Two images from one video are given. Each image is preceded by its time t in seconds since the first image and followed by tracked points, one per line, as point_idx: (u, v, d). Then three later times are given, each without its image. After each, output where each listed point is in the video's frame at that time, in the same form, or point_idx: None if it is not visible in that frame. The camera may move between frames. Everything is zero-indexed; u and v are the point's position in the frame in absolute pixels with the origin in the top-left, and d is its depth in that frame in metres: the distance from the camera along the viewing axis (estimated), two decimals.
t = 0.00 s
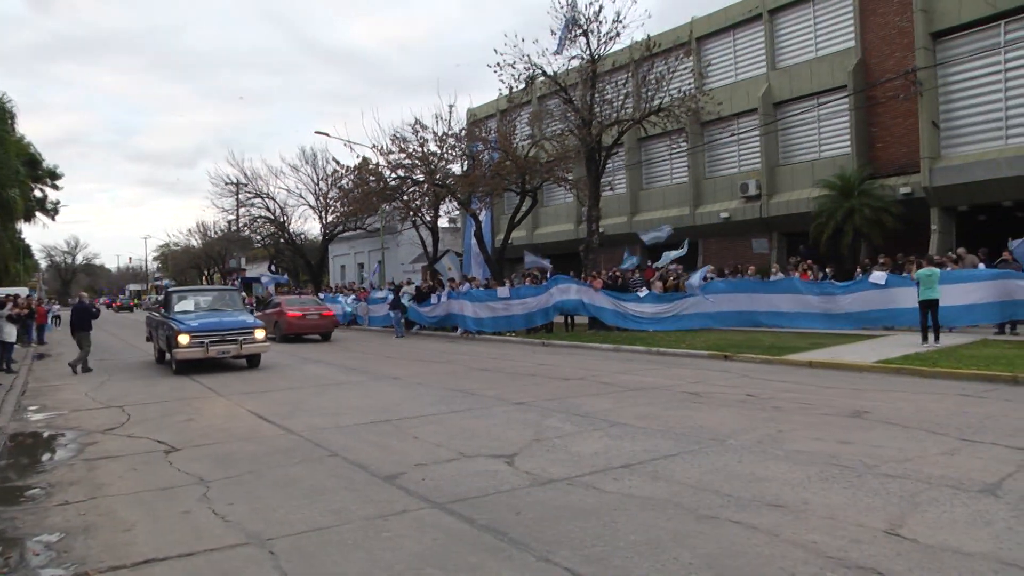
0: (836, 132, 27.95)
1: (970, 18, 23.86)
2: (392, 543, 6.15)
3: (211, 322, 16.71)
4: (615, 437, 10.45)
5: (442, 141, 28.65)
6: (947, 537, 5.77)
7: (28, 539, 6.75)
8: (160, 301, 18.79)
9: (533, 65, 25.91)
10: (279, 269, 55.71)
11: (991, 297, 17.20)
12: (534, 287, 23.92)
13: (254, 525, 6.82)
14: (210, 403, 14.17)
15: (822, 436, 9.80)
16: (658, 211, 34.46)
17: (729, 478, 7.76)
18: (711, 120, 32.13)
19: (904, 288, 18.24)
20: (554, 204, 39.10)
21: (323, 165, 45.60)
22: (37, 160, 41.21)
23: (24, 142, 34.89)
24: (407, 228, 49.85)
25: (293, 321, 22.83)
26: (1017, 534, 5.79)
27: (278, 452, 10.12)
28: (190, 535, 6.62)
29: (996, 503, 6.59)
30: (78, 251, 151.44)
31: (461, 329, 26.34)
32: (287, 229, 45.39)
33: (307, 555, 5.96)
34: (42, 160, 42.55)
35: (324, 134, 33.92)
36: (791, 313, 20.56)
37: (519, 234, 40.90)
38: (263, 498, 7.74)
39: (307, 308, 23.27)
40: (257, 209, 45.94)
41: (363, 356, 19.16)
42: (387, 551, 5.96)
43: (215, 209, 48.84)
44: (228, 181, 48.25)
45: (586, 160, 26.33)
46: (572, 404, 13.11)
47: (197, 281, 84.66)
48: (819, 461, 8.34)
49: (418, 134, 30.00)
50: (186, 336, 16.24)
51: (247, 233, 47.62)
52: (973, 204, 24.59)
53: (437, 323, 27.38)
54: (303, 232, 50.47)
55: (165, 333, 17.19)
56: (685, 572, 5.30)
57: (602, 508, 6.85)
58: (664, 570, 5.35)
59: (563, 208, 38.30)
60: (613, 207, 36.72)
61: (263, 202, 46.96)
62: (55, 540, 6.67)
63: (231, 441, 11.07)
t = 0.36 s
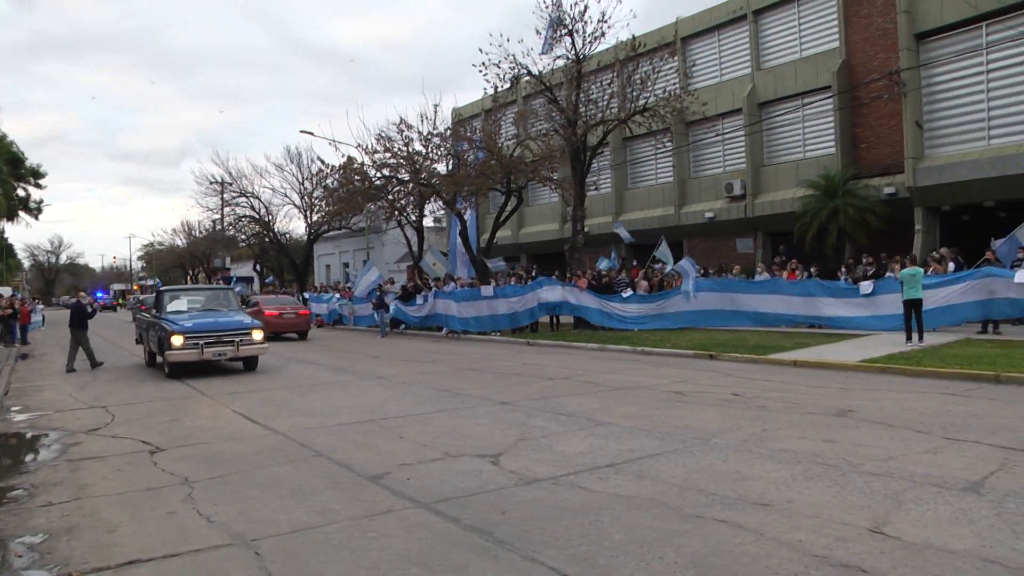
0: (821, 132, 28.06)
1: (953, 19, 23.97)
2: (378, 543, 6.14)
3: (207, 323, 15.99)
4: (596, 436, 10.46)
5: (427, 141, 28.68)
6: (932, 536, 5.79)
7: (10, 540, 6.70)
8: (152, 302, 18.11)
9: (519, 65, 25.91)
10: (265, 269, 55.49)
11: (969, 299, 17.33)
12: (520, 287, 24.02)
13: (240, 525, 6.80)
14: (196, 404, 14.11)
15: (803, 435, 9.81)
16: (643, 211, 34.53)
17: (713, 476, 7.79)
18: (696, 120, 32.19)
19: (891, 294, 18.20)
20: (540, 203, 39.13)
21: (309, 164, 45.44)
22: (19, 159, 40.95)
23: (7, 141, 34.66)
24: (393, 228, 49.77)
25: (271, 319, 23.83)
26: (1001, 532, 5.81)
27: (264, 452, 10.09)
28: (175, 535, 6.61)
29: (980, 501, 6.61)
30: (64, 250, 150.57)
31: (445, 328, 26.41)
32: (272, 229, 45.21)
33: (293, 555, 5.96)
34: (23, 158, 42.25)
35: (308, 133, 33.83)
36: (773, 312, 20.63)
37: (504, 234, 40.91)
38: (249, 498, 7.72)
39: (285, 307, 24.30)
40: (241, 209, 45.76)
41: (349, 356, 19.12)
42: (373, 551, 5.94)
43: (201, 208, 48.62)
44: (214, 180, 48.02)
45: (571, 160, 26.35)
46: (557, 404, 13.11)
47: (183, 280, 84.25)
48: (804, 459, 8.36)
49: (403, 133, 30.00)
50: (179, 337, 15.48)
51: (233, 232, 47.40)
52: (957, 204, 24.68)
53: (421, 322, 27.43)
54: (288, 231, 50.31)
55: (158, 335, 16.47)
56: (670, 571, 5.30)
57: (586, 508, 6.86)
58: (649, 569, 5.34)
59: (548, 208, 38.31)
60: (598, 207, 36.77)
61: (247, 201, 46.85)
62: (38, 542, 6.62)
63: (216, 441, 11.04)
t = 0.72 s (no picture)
0: (819, 132, 28.06)
1: (950, 19, 23.98)
2: (376, 542, 6.14)
3: (216, 325, 15.30)
4: (593, 436, 10.45)
5: (425, 141, 28.69)
6: (929, 536, 5.79)
7: (8, 540, 6.69)
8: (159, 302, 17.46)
9: (516, 65, 25.91)
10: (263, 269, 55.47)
11: (966, 299, 17.35)
12: (518, 287, 24.08)
13: (237, 525, 6.80)
14: (194, 404, 14.10)
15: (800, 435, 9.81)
16: (640, 211, 34.54)
17: (709, 476, 7.80)
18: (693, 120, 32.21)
19: (886, 291, 18.33)
20: (538, 203, 39.14)
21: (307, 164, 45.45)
22: (17, 158, 40.95)
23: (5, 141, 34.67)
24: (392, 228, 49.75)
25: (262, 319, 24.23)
26: (998, 532, 5.81)
27: (261, 451, 10.10)
28: (173, 535, 6.61)
29: (978, 502, 6.61)
30: (63, 249, 150.60)
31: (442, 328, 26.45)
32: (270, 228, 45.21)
33: (291, 555, 5.96)
34: (21, 158, 42.21)
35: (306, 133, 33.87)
36: (771, 312, 20.62)
37: (502, 233, 40.94)
38: (247, 499, 7.72)
39: (274, 307, 24.64)
40: (239, 209, 45.80)
41: (347, 356, 19.11)
42: (371, 551, 5.94)
43: (199, 208, 48.62)
44: (213, 180, 48.03)
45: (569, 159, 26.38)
46: (554, 403, 13.12)
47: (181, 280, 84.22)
48: (801, 459, 8.36)
49: (400, 134, 29.99)
50: (187, 340, 14.80)
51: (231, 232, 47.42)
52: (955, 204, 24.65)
53: (419, 322, 27.45)
54: (285, 231, 50.35)
55: (165, 337, 15.83)
56: (668, 572, 5.29)
57: (583, 508, 6.86)
58: (647, 569, 5.34)
59: (546, 208, 38.31)
60: (595, 206, 36.78)
61: (245, 201, 46.95)
62: (36, 542, 6.62)
63: (214, 441, 11.04)
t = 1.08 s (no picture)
0: (823, 132, 28.05)
1: (954, 20, 23.98)
2: (380, 543, 6.14)
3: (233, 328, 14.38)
4: (597, 434, 10.46)
5: (429, 141, 28.74)
6: (933, 536, 5.79)
7: (12, 540, 6.70)
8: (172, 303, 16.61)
9: (520, 65, 25.92)
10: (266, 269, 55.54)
11: (972, 298, 17.36)
12: (522, 288, 24.20)
13: (241, 525, 6.81)
14: (199, 404, 14.13)
15: (803, 434, 9.84)
16: (644, 211, 34.58)
17: (713, 476, 7.80)
18: (697, 120, 32.21)
19: (892, 295, 18.19)
20: (541, 204, 39.21)
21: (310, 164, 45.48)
22: (20, 158, 40.95)
23: (9, 141, 34.74)
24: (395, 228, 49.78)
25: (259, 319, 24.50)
26: (1002, 532, 5.81)
27: (265, 451, 10.10)
28: (177, 535, 6.61)
29: (982, 502, 6.61)
30: (65, 249, 150.75)
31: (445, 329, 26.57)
32: (273, 228, 45.30)
33: (294, 555, 5.97)
34: (25, 158, 42.30)
35: (309, 133, 33.92)
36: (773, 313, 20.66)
37: (506, 233, 40.97)
38: (251, 498, 7.72)
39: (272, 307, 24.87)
40: (243, 208, 45.83)
41: (351, 356, 19.14)
42: (375, 551, 5.94)
43: (203, 208, 48.72)
44: (216, 180, 48.11)
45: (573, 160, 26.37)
46: (557, 403, 13.13)
47: (185, 280, 84.29)
48: (806, 459, 8.36)
49: (405, 133, 30.02)
50: (203, 344, 13.89)
51: (234, 232, 47.48)
52: (958, 204, 24.65)
53: (422, 322, 27.56)
54: (288, 231, 50.38)
55: (179, 339, 14.95)
56: (672, 572, 5.30)
57: (587, 508, 6.86)
58: (651, 569, 5.34)
59: (550, 208, 38.33)
60: (598, 206, 36.83)
61: (249, 201, 46.96)
62: (40, 542, 6.62)
63: (218, 441, 11.05)
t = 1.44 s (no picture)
0: (828, 132, 28.04)
1: (958, 20, 23.99)
2: (385, 543, 6.13)
3: (253, 330, 13.65)
4: (604, 434, 10.44)
5: (434, 141, 28.75)
6: (938, 536, 5.78)
7: (17, 540, 6.69)
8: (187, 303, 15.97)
9: (525, 65, 25.94)
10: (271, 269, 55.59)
11: (979, 296, 17.27)
12: (528, 288, 24.24)
13: (246, 525, 6.81)
14: (204, 404, 14.13)
15: (810, 435, 9.83)
16: (649, 211, 34.59)
17: (720, 476, 7.80)
18: (702, 120, 32.20)
19: (899, 293, 18.18)
20: (545, 204, 39.25)
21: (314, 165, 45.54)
22: (25, 159, 40.93)
23: (14, 141, 34.80)
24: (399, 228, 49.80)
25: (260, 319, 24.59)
26: (1008, 532, 5.80)
27: (270, 452, 10.09)
28: (182, 535, 6.61)
29: (988, 502, 6.60)
30: (69, 249, 150.95)
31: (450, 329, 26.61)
32: (277, 228, 45.37)
33: (299, 555, 5.96)
34: (31, 158, 42.39)
35: (314, 133, 33.98)
36: (780, 312, 20.60)
37: (510, 234, 40.97)
38: (256, 499, 7.72)
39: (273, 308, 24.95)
40: (247, 208, 45.89)
41: (355, 356, 19.12)
42: (380, 551, 5.94)
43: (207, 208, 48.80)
44: (221, 180, 48.19)
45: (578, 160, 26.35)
46: (562, 403, 13.11)
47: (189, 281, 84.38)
48: (812, 459, 8.35)
49: (410, 133, 30.06)
50: (221, 347, 13.18)
51: (238, 232, 47.54)
52: (963, 204, 24.65)
53: (426, 321, 27.60)
54: (293, 231, 50.42)
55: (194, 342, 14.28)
56: (678, 572, 5.29)
57: (592, 508, 6.85)
58: (657, 569, 5.33)
59: (555, 208, 38.33)
60: (603, 206, 36.87)
61: (253, 201, 47.01)
62: (45, 542, 6.62)
63: (223, 441, 11.05)
